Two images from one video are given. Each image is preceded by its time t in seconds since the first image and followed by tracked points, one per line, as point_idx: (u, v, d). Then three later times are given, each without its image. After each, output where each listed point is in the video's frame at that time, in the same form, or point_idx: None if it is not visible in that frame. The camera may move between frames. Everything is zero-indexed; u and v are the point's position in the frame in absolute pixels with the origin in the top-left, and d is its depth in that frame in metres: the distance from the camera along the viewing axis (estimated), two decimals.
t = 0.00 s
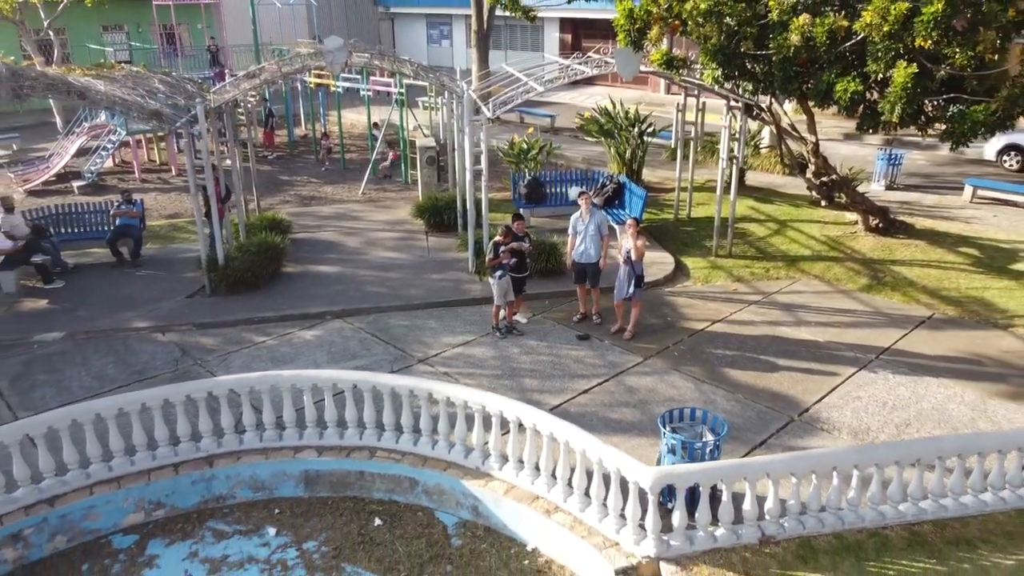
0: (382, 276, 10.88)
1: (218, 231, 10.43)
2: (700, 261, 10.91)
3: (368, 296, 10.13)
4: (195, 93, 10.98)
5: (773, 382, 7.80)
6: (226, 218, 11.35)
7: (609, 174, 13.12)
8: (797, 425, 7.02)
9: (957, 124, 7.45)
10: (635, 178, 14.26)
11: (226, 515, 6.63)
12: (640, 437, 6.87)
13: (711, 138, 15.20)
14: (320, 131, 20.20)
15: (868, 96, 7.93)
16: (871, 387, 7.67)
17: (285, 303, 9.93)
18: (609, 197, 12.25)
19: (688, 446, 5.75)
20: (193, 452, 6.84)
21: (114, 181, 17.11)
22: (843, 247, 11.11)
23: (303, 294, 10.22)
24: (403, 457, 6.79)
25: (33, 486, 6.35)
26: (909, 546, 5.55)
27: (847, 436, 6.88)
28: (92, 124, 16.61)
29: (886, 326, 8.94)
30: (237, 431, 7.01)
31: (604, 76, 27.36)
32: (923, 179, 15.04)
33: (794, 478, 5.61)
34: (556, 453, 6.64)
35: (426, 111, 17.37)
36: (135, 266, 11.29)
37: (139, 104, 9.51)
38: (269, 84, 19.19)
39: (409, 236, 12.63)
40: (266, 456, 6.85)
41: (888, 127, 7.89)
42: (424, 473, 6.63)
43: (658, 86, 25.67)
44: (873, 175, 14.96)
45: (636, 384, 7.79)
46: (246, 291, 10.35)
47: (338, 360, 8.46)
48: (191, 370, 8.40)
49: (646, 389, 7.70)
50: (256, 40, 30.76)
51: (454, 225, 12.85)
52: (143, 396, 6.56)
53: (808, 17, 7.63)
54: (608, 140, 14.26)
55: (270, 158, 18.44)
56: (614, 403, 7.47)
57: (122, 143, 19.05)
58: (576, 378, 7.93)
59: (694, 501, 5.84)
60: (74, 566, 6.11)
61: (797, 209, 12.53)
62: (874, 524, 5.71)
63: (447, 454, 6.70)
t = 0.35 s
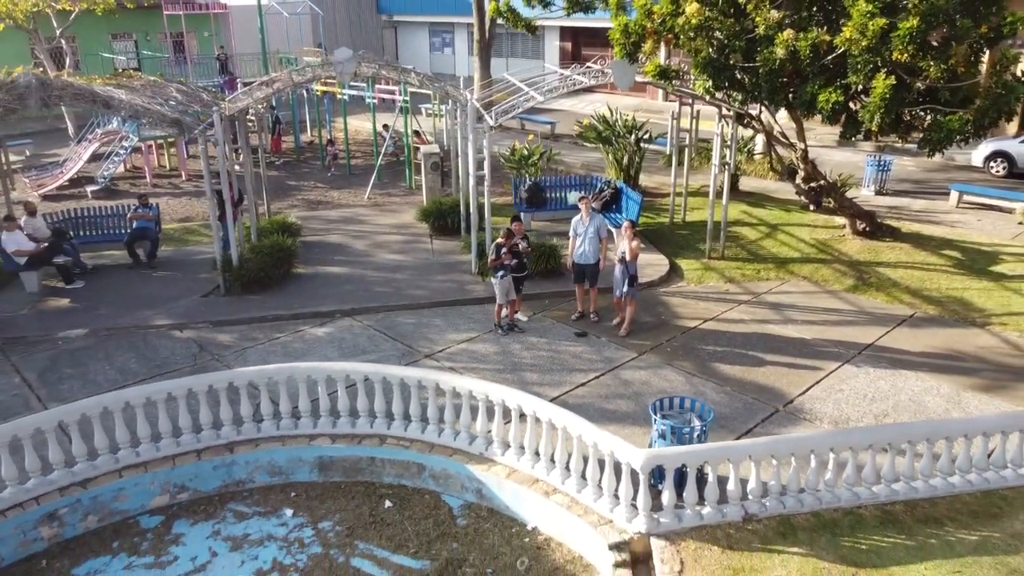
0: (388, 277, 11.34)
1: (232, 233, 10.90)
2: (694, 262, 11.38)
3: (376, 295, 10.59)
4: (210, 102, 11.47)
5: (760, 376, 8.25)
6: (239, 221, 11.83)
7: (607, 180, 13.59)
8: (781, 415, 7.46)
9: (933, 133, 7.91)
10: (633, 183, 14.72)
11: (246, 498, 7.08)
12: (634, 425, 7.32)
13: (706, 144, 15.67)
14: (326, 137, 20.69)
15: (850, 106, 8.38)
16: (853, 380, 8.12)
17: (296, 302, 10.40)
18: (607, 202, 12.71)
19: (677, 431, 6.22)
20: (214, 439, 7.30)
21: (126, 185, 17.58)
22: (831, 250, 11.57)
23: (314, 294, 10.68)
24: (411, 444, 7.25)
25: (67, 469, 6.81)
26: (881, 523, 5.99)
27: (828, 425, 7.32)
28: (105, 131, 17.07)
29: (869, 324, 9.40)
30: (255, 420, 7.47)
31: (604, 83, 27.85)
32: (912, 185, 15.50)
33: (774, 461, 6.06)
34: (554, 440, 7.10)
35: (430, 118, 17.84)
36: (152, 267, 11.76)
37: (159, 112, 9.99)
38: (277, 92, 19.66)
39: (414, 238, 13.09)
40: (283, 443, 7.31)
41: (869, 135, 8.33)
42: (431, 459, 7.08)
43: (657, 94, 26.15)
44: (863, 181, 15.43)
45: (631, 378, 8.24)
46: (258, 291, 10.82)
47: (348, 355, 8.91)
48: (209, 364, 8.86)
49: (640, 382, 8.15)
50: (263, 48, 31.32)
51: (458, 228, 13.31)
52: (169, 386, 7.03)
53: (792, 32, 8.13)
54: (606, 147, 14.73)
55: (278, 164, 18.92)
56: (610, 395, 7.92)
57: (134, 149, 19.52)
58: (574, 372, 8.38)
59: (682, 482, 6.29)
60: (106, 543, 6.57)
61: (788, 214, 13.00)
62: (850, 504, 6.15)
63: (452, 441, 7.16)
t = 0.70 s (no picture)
0: (393, 279, 11.81)
1: (243, 237, 11.37)
2: (686, 266, 11.85)
3: (381, 297, 11.05)
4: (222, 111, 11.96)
5: (746, 372, 8.71)
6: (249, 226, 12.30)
7: (604, 186, 14.07)
8: (764, 409, 7.92)
9: (908, 144, 8.40)
10: (629, 190, 15.20)
11: (262, 485, 7.54)
12: (626, 418, 7.78)
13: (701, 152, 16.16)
14: (330, 145, 21.18)
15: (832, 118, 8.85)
16: (834, 376, 8.58)
17: (305, 303, 10.86)
18: (603, 208, 13.19)
19: (665, 421, 6.72)
20: (231, 430, 7.77)
21: (136, 192, 18.06)
22: (818, 254, 12.05)
23: (322, 296, 11.16)
24: (417, 435, 7.71)
25: (94, 457, 7.28)
26: (854, 506, 6.45)
27: (809, 418, 7.78)
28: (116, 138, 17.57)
29: (852, 324, 9.86)
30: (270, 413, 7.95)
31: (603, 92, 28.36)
32: (900, 191, 15.98)
33: (755, 449, 6.53)
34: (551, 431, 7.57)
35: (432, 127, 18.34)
36: (165, 271, 12.24)
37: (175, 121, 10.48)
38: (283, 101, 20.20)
39: (417, 243, 13.57)
40: (296, 435, 7.78)
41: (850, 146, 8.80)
42: (435, 449, 7.54)
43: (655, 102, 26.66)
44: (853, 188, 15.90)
45: (624, 374, 8.70)
46: (269, 293, 11.28)
47: (355, 353, 9.37)
48: (223, 362, 9.32)
49: (633, 378, 8.61)
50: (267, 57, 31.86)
51: (459, 233, 13.78)
52: (189, 381, 7.50)
53: (775, 49, 8.62)
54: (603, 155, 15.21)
55: (283, 171, 19.41)
56: (604, 390, 8.38)
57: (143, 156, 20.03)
58: (571, 369, 8.84)
59: (670, 469, 6.76)
60: (131, 526, 7.02)
61: (778, 220, 13.49)
62: (825, 489, 6.61)
63: (455, 432, 7.62)
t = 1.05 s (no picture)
0: (397, 283, 12.30)
1: (253, 242, 11.87)
2: (678, 270, 12.36)
3: (386, 300, 11.55)
4: (233, 121, 12.47)
5: (732, 369, 9.20)
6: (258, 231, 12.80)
7: (599, 193, 14.57)
8: (749, 403, 8.40)
9: (883, 154, 8.91)
10: (624, 197, 15.70)
11: (275, 475, 8.02)
12: (618, 411, 8.27)
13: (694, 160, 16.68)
14: (334, 153, 21.68)
15: (814, 129, 9.36)
16: (816, 373, 9.06)
17: (313, 305, 11.36)
18: (599, 214, 13.69)
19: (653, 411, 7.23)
20: (246, 423, 8.26)
21: (146, 199, 18.56)
22: (804, 259, 12.56)
23: (329, 298, 11.65)
24: (421, 428, 8.21)
25: (119, 448, 7.77)
26: (828, 492, 6.93)
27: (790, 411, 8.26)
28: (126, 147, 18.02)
29: (834, 325, 10.36)
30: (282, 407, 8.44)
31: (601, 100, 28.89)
32: (888, 198, 16.49)
33: (736, 438, 7.02)
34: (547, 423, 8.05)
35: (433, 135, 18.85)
36: (178, 275, 12.74)
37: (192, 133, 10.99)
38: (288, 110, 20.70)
39: (420, 248, 14.08)
40: (307, 428, 8.27)
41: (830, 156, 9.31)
42: (439, 441, 8.03)
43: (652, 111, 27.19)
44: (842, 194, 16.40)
45: (617, 371, 9.19)
46: (278, 296, 11.78)
47: (362, 351, 9.86)
48: (236, 360, 9.81)
49: (625, 374, 9.10)
50: (272, 67, 32.48)
51: (460, 238, 14.29)
52: (208, 376, 8.00)
53: (759, 65, 9.13)
54: (599, 163, 15.72)
55: (288, 179, 19.92)
56: (598, 386, 8.87)
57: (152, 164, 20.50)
58: (566, 366, 9.33)
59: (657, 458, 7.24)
60: (154, 512, 7.51)
61: (767, 226, 14.00)
62: (802, 476, 7.09)
63: (457, 425, 8.11)
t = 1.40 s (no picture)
0: (401, 286, 12.84)
1: (264, 247, 12.42)
2: (671, 274, 12.91)
3: (391, 302, 12.09)
4: (245, 132, 13.01)
5: (719, 366, 9.73)
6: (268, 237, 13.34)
7: (595, 200, 15.11)
8: (734, 397, 8.93)
9: (859, 164, 9.48)
10: (620, 204, 16.24)
11: (289, 465, 8.55)
12: (611, 405, 8.80)
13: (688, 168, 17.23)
14: (338, 161, 22.24)
15: (796, 139, 9.91)
16: (798, 369, 9.59)
17: (322, 307, 11.90)
18: (595, 220, 14.23)
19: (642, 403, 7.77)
20: (261, 416, 8.79)
21: (157, 206, 19.10)
22: (792, 263, 13.11)
23: (337, 301, 12.19)
24: (425, 421, 8.74)
25: (143, 439, 8.30)
26: (805, 478, 7.46)
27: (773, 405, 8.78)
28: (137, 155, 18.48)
29: (818, 326, 10.90)
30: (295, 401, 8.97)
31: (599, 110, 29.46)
32: (875, 205, 17.03)
33: (719, 428, 7.55)
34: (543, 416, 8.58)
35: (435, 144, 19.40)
36: (191, 278, 13.28)
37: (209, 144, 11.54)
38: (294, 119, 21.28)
39: (423, 253, 14.62)
40: (318, 421, 8.80)
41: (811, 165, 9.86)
42: (442, 433, 8.56)
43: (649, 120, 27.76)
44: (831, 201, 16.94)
45: (610, 368, 9.73)
46: (288, 298, 12.32)
47: (368, 350, 10.39)
48: (250, 358, 10.35)
49: (618, 371, 9.64)
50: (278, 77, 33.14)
51: (462, 243, 14.83)
52: (225, 372, 8.54)
53: (743, 80, 9.69)
54: (596, 171, 16.26)
55: (294, 186, 20.47)
56: (592, 382, 9.40)
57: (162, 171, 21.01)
58: (562, 364, 9.87)
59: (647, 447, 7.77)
60: (177, 498, 8.04)
61: (757, 231, 14.55)
62: (781, 464, 7.62)
63: (459, 418, 8.64)
